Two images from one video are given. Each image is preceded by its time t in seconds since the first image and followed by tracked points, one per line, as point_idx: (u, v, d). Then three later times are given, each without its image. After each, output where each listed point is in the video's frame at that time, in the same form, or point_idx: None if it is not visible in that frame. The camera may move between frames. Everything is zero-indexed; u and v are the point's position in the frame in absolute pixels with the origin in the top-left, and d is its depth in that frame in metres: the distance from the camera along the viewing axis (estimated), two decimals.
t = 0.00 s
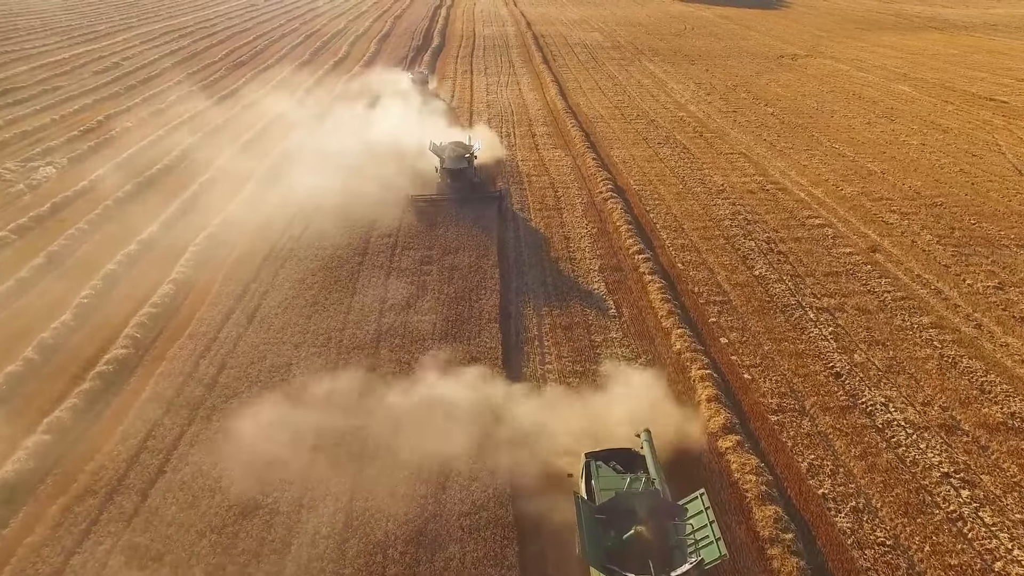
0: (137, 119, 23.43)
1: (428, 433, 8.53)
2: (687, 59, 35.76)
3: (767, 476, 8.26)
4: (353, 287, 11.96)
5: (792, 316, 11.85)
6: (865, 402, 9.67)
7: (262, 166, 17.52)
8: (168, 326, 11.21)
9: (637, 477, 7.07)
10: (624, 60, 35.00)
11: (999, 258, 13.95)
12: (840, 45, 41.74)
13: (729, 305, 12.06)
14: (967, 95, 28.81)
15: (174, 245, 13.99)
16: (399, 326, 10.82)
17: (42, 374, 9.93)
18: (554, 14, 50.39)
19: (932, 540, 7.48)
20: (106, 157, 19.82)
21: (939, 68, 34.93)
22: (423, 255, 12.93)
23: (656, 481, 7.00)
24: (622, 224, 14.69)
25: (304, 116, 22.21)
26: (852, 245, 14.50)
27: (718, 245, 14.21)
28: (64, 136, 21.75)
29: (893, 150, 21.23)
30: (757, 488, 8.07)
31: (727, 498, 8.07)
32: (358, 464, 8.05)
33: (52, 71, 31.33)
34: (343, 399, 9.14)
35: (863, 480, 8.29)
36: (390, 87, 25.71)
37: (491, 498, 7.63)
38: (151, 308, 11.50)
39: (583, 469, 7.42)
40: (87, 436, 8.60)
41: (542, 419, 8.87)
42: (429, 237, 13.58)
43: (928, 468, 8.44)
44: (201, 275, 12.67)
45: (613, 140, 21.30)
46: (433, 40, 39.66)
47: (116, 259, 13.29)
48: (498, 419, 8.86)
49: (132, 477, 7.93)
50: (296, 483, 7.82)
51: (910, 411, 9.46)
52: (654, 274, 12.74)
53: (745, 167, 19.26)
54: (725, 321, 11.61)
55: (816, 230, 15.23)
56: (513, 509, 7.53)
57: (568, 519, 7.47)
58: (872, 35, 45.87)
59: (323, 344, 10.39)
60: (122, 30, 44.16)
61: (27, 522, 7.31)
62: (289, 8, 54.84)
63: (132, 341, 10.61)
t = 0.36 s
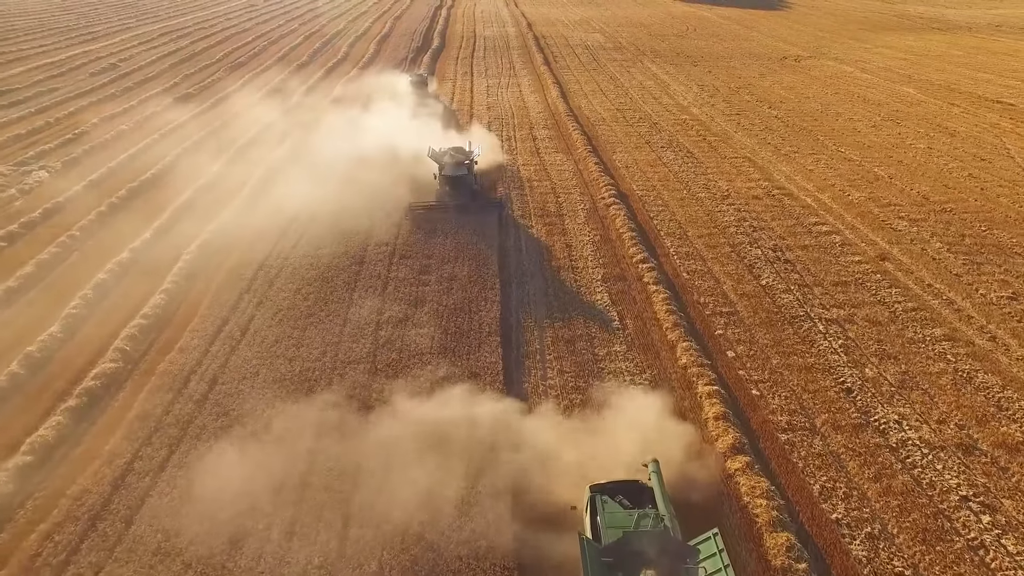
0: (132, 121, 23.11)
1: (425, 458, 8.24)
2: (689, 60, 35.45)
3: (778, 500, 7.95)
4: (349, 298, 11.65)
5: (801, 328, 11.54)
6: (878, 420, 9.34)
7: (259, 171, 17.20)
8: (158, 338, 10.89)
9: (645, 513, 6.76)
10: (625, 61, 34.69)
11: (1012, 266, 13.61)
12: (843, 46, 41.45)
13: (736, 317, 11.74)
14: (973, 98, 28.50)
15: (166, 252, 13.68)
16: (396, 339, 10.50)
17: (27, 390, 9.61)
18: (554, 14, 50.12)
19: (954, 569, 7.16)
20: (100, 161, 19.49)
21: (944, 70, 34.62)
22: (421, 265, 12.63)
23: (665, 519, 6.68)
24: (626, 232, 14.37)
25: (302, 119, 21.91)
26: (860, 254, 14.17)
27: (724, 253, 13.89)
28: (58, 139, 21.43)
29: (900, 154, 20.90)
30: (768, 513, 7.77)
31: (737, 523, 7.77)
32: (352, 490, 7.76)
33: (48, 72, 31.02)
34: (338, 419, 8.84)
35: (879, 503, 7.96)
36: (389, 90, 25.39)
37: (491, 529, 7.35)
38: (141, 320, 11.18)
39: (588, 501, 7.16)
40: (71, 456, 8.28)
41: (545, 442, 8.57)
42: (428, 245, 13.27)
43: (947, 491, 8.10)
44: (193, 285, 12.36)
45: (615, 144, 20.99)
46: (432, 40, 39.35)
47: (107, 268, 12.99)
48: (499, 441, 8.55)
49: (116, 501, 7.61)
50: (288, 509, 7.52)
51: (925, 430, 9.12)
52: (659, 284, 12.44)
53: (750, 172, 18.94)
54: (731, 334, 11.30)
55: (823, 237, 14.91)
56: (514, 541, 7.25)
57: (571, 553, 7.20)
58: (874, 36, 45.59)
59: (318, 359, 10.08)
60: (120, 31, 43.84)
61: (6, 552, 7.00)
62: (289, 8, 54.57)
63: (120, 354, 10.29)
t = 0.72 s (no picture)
0: (127, 125, 22.75)
1: (424, 485, 7.92)
2: (692, 61, 35.10)
3: (792, 529, 7.61)
4: (346, 311, 11.31)
5: (811, 342, 11.19)
6: (893, 439, 8.98)
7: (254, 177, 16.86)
8: (148, 352, 10.53)
9: (656, 558, 6.48)
10: (627, 62, 34.33)
11: None
12: (846, 48, 41.11)
13: (744, 331, 11.40)
14: (980, 100, 28.14)
15: (158, 261, 13.33)
16: (392, 355, 10.16)
17: (9, 409, 9.26)
18: (555, 15, 49.79)
19: None
20: (93, 166, 19.14)
21: (949, 71, 34.27)
22: (420, 275, 12.29)
23: (677, 565, 6.41)
24: (630, 240, 14.02)
25: (299, 123, 21.55)
26: (870, 263, 13.82)
27: (730, 263, 13.54)
28: (51, 144, 21.07)
29: (907, 158, 20.55)
30: (782, 542, 7.44)
31: (750, 554, 7.44)
32: (347, 519, 7.43)
33: (43, 74, 30.68)
34: (333, 442, 8.50)
35: (897, 531, 7.62)
36: (388, 93, 25.04)
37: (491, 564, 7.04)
38: (129, 334, 10.81)
39: (595, 545, 6.83)
40: (51, 480, 7.92)
41: (548, 467, 8.23)
42: (427, 255, 12.94)
43: (969, 518, 7.76)
44: (185, 297, 11.99)
45: (618, 148, 20.64)
46: (432, 42, 39.00)
47: (97, 277, 12.66)
48: (500, 466, 8.21)
49: (98, 531, 7.27)
50: (280, 539, 7.20)
51: (944, 451, 8.76)
52: (664, 295, 12.10)
53: (756, 177, 18.59)
54: (740, 347, 10.95)
55: (832, 246, 14.56)
56: None
57: None
58: (878, 36, 45.25)
59: (313, 376, 9.75)
60: (117, 31, 43.48)
61: None
62: (287, 9, 54.25)
63: (108, 369, 9.93)
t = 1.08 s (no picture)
0: (122, 128, 22.40)
1: (422, 515, 7.57)
2: (694, 62, 34.75)
3: (808, 560, 7.27)
4: (341, 324, 10.96)
5: (822, 355, 10.83)
6: (911, 461, 8.61)
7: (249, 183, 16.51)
8: (137, 367, 10.16)
9: None
10: (629, 64, 33.95)
11: None
12: (850, 48, 40.75)
13: (753, 344, 11.04)
14: (987, 102, 27.78)
15: (150, 271, 12.98)
16: (389, 372, 9.80)
17: None
18: (556, 15, 49.44)
19: None
20: (86, 171, 18.79)
21: (954, 73, 33.92)
22: (418, 286, 11.94)
23: None
24: (634, 248, 13.66)
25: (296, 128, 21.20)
26: (880, 272, 13.46)
27: (737, 272, 13.18)
28: (44, 147, 20.71)
29: (915, 162, 20.19)
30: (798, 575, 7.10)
31: None
32: (341, 551, 7.09)
33: (39, 76, 30.33)
34: (328, 466, 8.16)
35: (919, 563, 7.28)
36: (386, 96, 24.68)
37: None
38: (116, 348, 10.45)
39: None
40: (30, 508, 7.57)
41: (551, 496, 7.90)
42: (426, 265, 12.59)
43: (994, 549, 7.41)
44: (176, 309, 11.64)
45: (621, 152, 20.29)
46: (432, 43, 38.66)
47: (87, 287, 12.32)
48: (502, 494, 7.88)
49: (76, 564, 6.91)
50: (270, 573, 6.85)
51: (965, 474, 8.40)
52: (670, 307, 11.75)
53: (761, 182, 18.23)
54: (748, 361, 10.60)
55: (841, 254, 14.20)
56: None
57: None
58: (881, 37, 44.90)
59: (307, 394, 9.40)
60: (114, 32, 43.13)
61: None
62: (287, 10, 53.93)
63: (95, 386, 9.56)
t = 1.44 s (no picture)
0: (115, 131, 22.02)
1: (419, 550, 7.20)
2: (696, 63, 34.38)
3: None
4: (336, 338, 10.59)
5: (833, 370, 10.47)
6: (930, 484, 8.24)
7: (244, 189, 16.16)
8: (124, 382, 9.79)
9: None
10: (630, 65, 33.56)
11: None
12: (853, 49, 40.40)
13: (762, 358, 10.69)
14: (992, 104, 27.42)
15: (140, 280, 12.62)
16: (384, 390, 9.44)
17: None
18: (556, 15, 49.06)
19: None
20: (78, 175, 18.41)
21: (959, 74, 33.56)
22: (416, 298, 11.58)
23: None
24: (638, 257, 13.30)
25: (291, 132, 20.84)
26: (891, 282, 13.10)
27: (744, 282, 12.83)
28: (35, 150, 20.33)
29: (922, 165, 19.82)
30: None
31: None
32: None
33: (32, 77, 29.96)
34: (320, 493, 7.81)
35: None
36: (384, 98, 24.32)
37: None
38: (102, 363, 10.07)
39: None
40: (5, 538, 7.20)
41: (553, 526, 7.54)
42: (423, 276, 12.23)
43: None
44: (165, 320, 11.27)
45: (623, 156, 19.93)
46: (431, 44, 38.29)
47: (75, 297, 11.95)
48: (502, 525, 7.50)
49: None
50: None
51: (988, 499, 8.04)
52: (675, 319, 11.41)
53: (766, 186, 17.86)
54: (757, 376, 10.24)
55: (849, 262, 13.83)
56: None
57: None
58: (884, 38, 44.56)
59: (300, 413, 9.04)
60: (111, 33, 42.77)
61: None
62: (285, 10, 53.55)
63: (79, 403, 9.18)
